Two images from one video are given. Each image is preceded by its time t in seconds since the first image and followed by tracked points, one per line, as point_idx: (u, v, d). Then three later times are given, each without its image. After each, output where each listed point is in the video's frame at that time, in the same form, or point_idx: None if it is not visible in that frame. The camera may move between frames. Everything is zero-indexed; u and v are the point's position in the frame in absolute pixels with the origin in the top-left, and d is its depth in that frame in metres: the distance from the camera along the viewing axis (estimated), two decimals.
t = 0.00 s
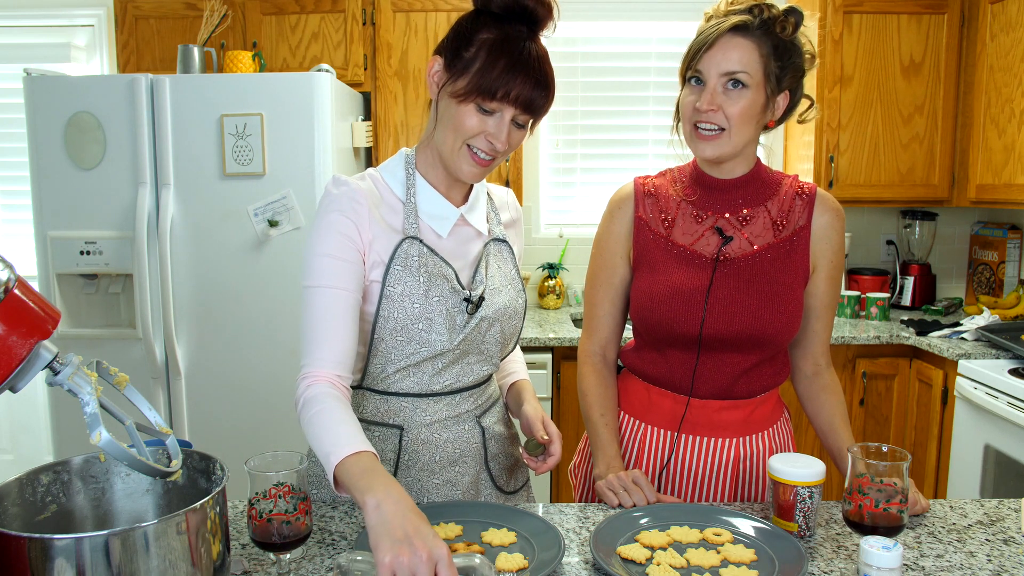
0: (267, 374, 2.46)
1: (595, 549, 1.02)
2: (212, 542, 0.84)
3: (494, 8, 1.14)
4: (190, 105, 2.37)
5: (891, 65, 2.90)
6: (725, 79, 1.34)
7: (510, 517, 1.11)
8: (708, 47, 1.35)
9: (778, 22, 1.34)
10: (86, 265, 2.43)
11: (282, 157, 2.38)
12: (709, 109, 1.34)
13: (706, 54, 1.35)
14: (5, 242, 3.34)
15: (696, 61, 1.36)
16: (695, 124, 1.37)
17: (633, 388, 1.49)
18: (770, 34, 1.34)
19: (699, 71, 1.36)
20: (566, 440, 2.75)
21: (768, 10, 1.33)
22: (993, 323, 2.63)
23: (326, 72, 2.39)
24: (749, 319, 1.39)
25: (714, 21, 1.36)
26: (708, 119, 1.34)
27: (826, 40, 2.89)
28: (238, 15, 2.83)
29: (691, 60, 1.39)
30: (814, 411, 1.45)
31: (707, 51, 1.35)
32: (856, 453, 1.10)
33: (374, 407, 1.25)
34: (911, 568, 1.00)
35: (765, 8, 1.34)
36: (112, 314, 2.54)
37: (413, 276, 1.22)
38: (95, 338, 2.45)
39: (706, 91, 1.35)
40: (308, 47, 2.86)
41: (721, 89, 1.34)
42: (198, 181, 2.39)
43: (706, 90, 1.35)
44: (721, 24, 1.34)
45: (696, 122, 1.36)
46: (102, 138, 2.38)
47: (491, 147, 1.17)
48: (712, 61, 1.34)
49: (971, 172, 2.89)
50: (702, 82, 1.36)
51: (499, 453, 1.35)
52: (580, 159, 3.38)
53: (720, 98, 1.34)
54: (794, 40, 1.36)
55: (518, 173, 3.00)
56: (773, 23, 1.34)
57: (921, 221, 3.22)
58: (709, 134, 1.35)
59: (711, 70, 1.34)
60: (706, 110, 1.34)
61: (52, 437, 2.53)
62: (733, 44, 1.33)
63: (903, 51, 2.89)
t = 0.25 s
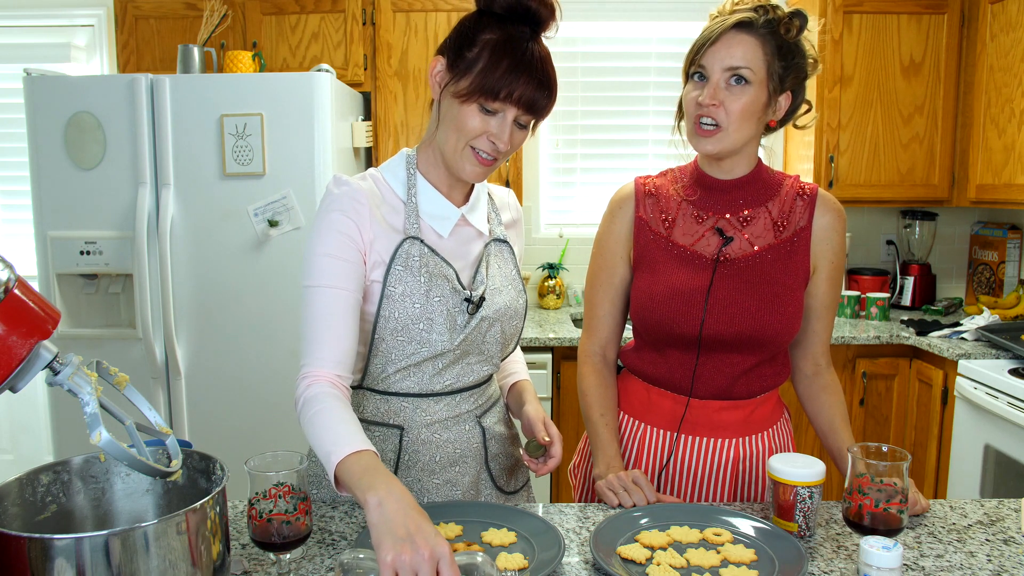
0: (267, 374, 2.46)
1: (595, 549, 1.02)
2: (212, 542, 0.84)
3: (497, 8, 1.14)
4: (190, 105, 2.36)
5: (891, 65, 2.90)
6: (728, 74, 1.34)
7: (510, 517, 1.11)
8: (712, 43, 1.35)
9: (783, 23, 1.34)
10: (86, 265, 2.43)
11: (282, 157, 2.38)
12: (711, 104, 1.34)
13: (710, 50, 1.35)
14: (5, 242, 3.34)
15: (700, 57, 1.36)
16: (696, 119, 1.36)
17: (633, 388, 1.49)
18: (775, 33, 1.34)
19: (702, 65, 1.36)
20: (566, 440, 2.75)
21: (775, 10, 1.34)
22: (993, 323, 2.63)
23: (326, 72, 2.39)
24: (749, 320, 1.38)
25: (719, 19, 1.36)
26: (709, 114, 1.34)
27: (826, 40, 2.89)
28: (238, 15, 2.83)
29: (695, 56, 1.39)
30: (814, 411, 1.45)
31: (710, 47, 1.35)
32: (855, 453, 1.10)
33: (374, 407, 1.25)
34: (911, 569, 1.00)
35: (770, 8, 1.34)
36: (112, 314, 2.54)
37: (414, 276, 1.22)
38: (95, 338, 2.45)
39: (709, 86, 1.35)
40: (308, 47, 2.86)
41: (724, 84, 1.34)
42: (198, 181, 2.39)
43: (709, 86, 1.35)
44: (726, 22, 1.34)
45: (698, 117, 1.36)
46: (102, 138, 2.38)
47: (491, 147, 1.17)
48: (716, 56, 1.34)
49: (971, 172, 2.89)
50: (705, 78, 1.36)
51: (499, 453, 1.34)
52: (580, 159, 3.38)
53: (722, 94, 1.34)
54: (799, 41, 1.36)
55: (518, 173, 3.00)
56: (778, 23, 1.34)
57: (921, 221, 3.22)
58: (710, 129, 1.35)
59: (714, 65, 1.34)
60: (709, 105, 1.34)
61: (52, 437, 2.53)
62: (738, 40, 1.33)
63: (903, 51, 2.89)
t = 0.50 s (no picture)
0: (267, 374, 2.46)
1: (595, 549, 1.02)
2: (213, 542, 0.84)
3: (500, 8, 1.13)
4: (190, 105, 2.36)
5: (891, 65, 2.90)
6: (731, 74, 1.34)
7: (510, 517, 1.11)
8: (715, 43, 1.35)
9: (788, 25, 1.33)
10: (86, 265, 2.43)
11: (282, 157, 2.38)
12: (713, 102, 1.34)
13: (713, 50, 1.35)
14: (5, 242, 3.34)
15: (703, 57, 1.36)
16: (698, 118, 1.37)
17: (632, 389, 1.49)
18: (779, 34, 1.34)
19: (705, 65, 1.36)
20: (566, 440, 2.75)
21: (779, 12, 1.34)
22: (993, 323, 2.63)
23: (326, 72, 2.39)
24: (749, 320, 1.38)
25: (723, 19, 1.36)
26: (712, 112, 1.34)
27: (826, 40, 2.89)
28: (238, 15, 2.83)
29: (698, 55, 1.39)
30: (814, 411, 1.45)
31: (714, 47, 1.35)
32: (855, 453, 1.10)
33: (374, 407, 1.25)
34: (911, 569, 1.00)
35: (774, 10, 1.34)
36: (112, 314, 2.54)
37: (414, 276, 1.22)
38: (95, 338, 2.45)
39: (711, 85, 1.35)
40: (308, 47, 2.85)
41: (727, 84, 1.34)
42: (198, 181, 2.39)
43: (712, 85, 1.35)
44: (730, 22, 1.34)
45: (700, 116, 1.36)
46: (102, 138, 2.38)
47: (492, 147, 1.17)
48: (719, 55, 1.34)
49: (972, 172, 2.89)
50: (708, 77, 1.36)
51: (499, 454, 1.34)
52: (580, 159, 3.38)
53: (725, 93, 1.34)
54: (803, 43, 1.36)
55: (518, 173, 3.00)
56: (783, 25, 1.34)
57: (921, 221, 3.22)
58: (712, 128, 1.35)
59: (717, 64, 1.34)
60: (711, 104, 1.34)
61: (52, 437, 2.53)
62: (741, 41, 1.33)
63: (903, 51, 2.89)
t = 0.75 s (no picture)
0: (267, 374, 2.46)
1: (595, 549, 1.02)
2: (212, 542, 0.84)
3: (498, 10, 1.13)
4: (190, 105, 2.36)
5: (891, 65, 2.90)
6: (730, 86, 1.34)
7: (510, 517, 1.11)
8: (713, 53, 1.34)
9: (786, 24, 1.33)
10: (86, 265, 2.43)
11: (282, 158, 2.38)
12: (714, 116, 1.34)
13: (712, 60, 1.35)
14: (5, 242, 3.34)
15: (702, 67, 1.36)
16: (699, 130, 1.37)
17: (633, 388, 1.49)
18: (777, 38, 1.33)
19: (704, 77, 1.36)
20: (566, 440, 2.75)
21: (776, 14, 1.33)
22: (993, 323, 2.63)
23: (326, 72, 2.39)
24: (750, 321, 1.38)
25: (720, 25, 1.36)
26: (713, 127, 1.34)
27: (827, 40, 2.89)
28: (238, 15, 2.83)
29: (696, 65, 1.38)
30: (814, 411, 1.45)
31: (712, 57, 1.35)
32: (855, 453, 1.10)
33: (375, 407, 1.25)
34: (911, 569, 1.00)
35: (771, 11, 1.33)
36: (112, 314, 2.54)
37: (414, 276, 1.22)
38: (95, 338, 2.45)
39: (711, 99, 1.35)
40: (308, 47, 2.86)
41: (726, 96, 1.34)
42: (198, 181, 2.39)
43: (712, 98, 1.35)
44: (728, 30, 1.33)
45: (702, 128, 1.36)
46: (102, 138, 2.38)
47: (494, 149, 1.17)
48: (717, 68, 1.34)
49: (972, 172, 2.89)
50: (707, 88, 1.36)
51: (500, 455, 1.35)
52: (580, 159, 3.38)
53: (725, 106, 1.34)
54: (802, 43, 1.35)
55: (518, 173, 3.00)
56: (780, 27, 1.33)
57: (921, 221, 3.22)
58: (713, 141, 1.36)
59: (716, 77, 1.34)
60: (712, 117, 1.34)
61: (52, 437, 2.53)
62: (739, 50, 1.33)
63: (903, 51, 2.89)
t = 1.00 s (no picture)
0: (267, 374, 2.46)
1: (595, 549, 1.02)
2: (212, 542, 0.84)
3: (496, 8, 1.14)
4: (190, 105, 2.36)
5: (891, 65, 2.90)
6: (727, 88, 1.34)
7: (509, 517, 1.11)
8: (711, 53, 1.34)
9: (782, 25, 1.33)
10: (85, 265, 2.43)
11: (282, 158, 2.38)
12: (712, 117, 1.34)
13: (709, 61, 1.35)
14: (5, 242, 3.34)
15: (699, 68, 1.36)
16: (697, 131, 1.37)
17: (633, 389, 1.49)
18: (774, 39, 1.33)
19: (701, 78, 1.36)
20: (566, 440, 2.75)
21: (773, 15, 1.33)
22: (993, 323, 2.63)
23: (326, 72, 2.39)
24: (750, 321, 1.38)
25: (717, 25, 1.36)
26: (710, 128, 1.34)
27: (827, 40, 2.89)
28: (238, 15, 2.83)
29: (694, 66, 1.38)
30: (814, 411, 1.45)
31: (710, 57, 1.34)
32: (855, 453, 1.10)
33: (374, 408, 1.25)
34: (911, 569, 1.00)
35: (768, 11, 1.33)
36: (112, 314, 2.54)
37: (415, 277, 1.22)
38: (94, 338, 2.45)
39: (708, 100, 1.35)
40: (308, 47, 2.86)
41: (724, 97, 1.34)
42: (198, 181, 2.39)
43: (709, 99, 1.35)
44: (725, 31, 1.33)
45: (700, 129, 1.36)
46: (102, 138, 2.38)
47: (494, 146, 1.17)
48: (715, 69, 1.34)
49: (971, 172, 2.89)
50: (705, 89, 1.36)
51: (501, 455, 1.34)
52: (580, 159, 3.38)
53: (722, 107, 1.34)
54: (800, 43, 1.35)
55: (518, 173, 3.00)
56: (777, 27, 1.33)
57: (921, 221, 3.22)
58: (712, 141, 1.36)
59: (713, 78, 1.34)
60: (710, 118, 1.34)
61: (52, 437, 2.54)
62: (736, 51, 1.33)
63: (903, 51, 2.89)
